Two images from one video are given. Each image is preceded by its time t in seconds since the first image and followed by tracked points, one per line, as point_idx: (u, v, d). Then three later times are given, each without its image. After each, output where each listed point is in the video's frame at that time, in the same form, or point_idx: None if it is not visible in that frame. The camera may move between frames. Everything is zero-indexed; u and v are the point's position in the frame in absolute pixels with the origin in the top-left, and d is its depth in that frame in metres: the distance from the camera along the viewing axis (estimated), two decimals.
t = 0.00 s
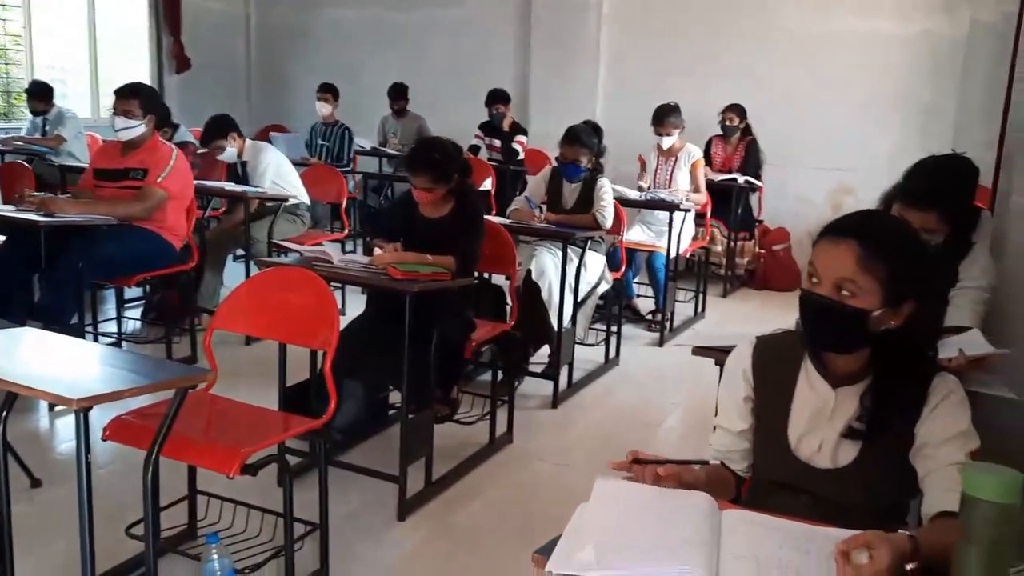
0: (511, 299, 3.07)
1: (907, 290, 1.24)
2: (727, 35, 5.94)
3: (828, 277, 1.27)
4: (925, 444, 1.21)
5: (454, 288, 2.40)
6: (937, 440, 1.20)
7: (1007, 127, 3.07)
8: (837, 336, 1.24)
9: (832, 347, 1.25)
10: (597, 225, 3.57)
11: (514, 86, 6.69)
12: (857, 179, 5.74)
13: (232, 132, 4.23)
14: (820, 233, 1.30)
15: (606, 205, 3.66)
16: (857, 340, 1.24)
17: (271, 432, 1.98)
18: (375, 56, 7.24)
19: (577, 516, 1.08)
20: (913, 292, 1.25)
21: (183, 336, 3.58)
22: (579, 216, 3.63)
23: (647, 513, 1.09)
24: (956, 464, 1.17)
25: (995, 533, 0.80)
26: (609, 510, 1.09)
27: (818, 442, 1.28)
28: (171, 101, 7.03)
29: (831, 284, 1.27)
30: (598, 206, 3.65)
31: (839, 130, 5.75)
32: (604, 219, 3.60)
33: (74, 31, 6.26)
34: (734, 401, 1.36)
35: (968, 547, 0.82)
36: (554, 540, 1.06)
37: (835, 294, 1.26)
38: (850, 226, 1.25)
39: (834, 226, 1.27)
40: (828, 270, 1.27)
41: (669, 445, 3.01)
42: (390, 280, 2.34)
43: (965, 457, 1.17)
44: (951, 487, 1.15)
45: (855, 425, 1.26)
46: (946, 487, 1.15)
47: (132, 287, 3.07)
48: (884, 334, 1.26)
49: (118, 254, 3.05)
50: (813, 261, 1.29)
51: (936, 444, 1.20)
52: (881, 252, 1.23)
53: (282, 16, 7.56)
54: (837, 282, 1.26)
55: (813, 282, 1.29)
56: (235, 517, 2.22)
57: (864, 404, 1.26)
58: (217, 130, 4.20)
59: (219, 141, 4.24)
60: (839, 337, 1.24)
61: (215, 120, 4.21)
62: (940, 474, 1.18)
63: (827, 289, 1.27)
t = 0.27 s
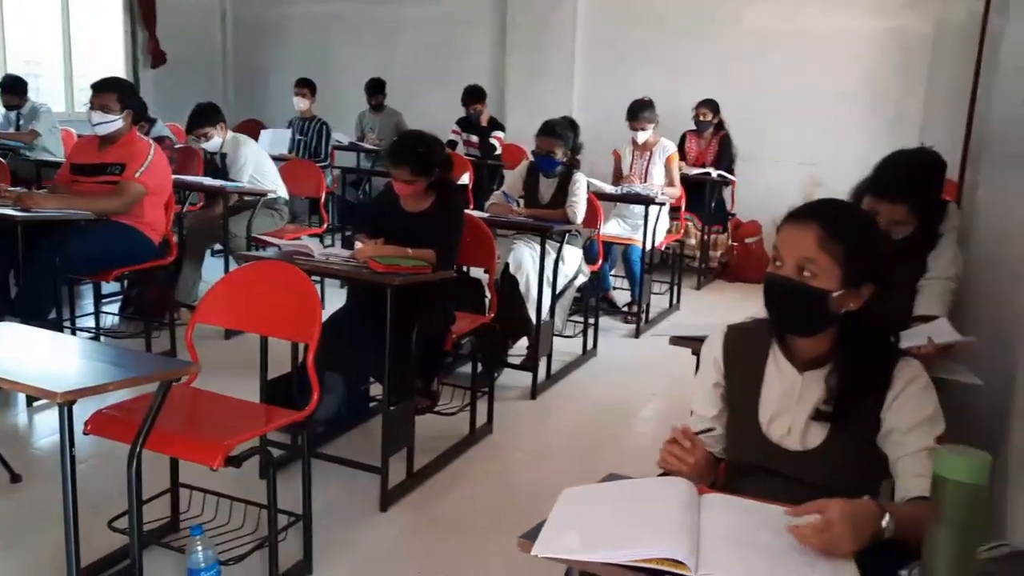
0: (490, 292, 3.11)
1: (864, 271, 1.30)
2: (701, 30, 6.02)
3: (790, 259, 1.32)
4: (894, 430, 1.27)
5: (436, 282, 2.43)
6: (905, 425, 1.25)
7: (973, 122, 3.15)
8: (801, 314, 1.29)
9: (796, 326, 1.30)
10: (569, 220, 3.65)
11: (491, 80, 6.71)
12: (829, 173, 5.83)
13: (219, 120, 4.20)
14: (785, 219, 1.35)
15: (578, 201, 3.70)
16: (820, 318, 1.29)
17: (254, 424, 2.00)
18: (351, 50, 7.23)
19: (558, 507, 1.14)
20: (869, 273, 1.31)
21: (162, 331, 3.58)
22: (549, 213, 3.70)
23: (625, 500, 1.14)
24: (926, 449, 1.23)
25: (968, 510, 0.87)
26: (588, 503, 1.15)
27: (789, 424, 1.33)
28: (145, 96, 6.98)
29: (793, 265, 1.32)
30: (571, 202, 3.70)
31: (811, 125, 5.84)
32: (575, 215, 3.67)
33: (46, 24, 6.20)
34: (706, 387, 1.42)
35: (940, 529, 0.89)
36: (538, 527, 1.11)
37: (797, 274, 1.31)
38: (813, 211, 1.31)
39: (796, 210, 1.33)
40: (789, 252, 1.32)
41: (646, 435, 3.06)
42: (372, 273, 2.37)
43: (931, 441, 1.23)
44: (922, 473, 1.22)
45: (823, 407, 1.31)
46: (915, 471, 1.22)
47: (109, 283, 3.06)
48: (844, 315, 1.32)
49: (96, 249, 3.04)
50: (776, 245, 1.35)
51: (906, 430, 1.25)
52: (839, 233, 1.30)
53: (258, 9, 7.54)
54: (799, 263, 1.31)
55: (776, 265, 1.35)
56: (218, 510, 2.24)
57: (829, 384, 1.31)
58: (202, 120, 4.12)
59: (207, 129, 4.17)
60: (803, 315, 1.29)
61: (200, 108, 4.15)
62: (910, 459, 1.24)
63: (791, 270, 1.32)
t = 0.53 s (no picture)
0: (477, 285, 3.10)
1: (845, 260, 1.29)
2: (684, 23, 6.04)
3: (770, 249, 1.31)
4: (886, 425, 1.28)
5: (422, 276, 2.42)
6: (896, 422, 1.26)
7: (958, 115, 3.17)
8: (778, 304, 1.29)
9: (776, 316, 1.30)
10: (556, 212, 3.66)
11: (476, 74, 6.69)
12: (812, 166, 5.86)
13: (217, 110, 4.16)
14: (766, 209, 1.34)
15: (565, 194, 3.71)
16: (797, 309, 1.29)
17: (241, 420, 1.98)
18: (334, 44, 7.19)
19: (552, 499, 1.14)
20: (852, 262, 1.29)
21: (146, 327, 3.55)
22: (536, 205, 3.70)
23: (618, 490, 1.14)
24: (917, 444, 1.25)
25: (956, 498, 0.86)
26: (582, 493, 1.15)
27: (776, 415, 1.33)
28: (126, 89, 6.97)
29: (772, 255, 1.31)
30: (558, 195, 3.71)
31: (794, 118, 5.87)
32: (563, 208, 3.68)
33: (25, 18, 6.13)
34: (693, 381, 1.41)
35: (930, 514, 0.88)
36: (533, 517, 1.10)
37: (776, 264, 1.30)
38: (794, 201, 1.30)
39: (777, 201, 1.32)
40: (769, 242, 1.32)
41: (634, 428, 3.07)
42: (358, 267, 2.35)
43: (923, 437, 1.25)
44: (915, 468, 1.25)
45: (810, 398, 1.31)
46: (907, 467, 1.25)
47: (92, 278, 3.03)
48: (823, 305, 1.30)
49: (78, 244, 3.01)
50: (756, 235, 1.34)
51: (898, 427, 1.27)
52: (818, 222, 1.28)
53: (239, 3, 7.49)
54: (778, 253, 1.30)
55: (757, 255, 1.34)
56: (207, 505, 2.23)
57: (814, 374, 1.31)
58: (201, 107, 4.08)
59: (203, 116, 4.12)
60: (781, 306, 1.29)
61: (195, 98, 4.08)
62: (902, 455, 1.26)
63: (770, 260, 1.31)
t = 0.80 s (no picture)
0: (467, 280, 3.11)
1: (833, 253, 1.31)
2: (670, 18, 6.06)
3: (759, 243, 1.33)
4: (879, 415, 1.30)
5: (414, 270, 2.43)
6: (890, 412, 1.29)
7: (943, 110, 3.20)
8: (768, 298, 1.30)
9: (766, 310, 1.31)
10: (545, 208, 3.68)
11: (462, 69, 6.68)
12: (798, 161, 5.90)
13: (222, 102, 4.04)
14: (754, 203, 1.35)
15: (553, 189, 3.74)
16: (787, 303, 1.30)
17: (233, 415, 1.98)
18: (320, 39, 7.16)
19: (552, 488, 1.15)
20: (839, 254, 1.31)
21: (134, 323, 3.54)
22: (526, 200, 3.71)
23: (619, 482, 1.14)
24: (910, 432, 1.29)
25: (947, 488, 0.88)
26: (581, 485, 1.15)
27: (769, 405, 1.34)
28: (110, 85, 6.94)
29: (762, 249, 1.32)
30: (548, 190, 3.73)
31: (779, 113, 5.91)
32: (552, 203, 3.70)
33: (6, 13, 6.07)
34: (685, 375, 1.42)
35: (922, 502, 0.90)
36: (533, 505, 1.11)
37: (766, 258, 1.32)
38: (782, 195, 1.31)
39: (765, 195, 1.34)
40: (759, 236, 1.33)
41: (623, 421, 3.10)
42: (349, 262, 2.35)
43: (915, 426, 1.29)
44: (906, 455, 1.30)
45: (802, 388, 1.32)
46: (899, 455, 1.29)
47: (79, 275, 3.01)
48: (813, 297, 1.32)
49: (65, 241, 2.99)
50: (745, 231, 1.35)
51: (891, 418, 1.29)
52: (806, 216, 1.30)
53: None
54: (767, 247, 1.32)
55: (746, 250, 1.35)
56: (199, 501, 2.23)
57: (805, 364, 1.32)
58: (205, 101, 3.96)
59: (208, 109, 4.01)
60: (771, 300, 1.30)
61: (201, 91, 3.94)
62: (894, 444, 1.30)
63: (759, 254, 1.33)
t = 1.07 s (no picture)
0: (458, 275, 3.11)
1: (824, 245, 1.32)
2: (658, 14, 6.07)
3: (752, 235, 1.34)
4: (872, 407, 1.32)
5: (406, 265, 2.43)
6: (882, 404, 1.31)
7: (931, 105, 3.23)
8: (760, 290, 1.31)
9: (760, 303, 1.32)
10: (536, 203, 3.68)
11: (451, 64, 6.68)
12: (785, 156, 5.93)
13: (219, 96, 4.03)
14: (746, 197, 1.37)
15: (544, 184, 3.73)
16: (780, 295, 1.31)
17: (223, 411, 1.97)
18: (308, 33, 7.12)
19: (545, 483, 1.14)
20: (830, 246, 1.33)
21: (123, 320, 3.53)
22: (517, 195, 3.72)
23: (609, 472, 1.15)
24: (901, 424, 1.31)
25: (938, 476, 0.91)
26: (573, 475, 1.15)
27: (762, 397, 1.35)
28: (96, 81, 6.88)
29: (754, 241, 1.34)
30: (539, 186, 3.74)
31: (768, 108, 5.93)
32: (543, 198, 3.70)
33: None
34: (678, 368, 1.44)
35: (914, 490, 0.92)
36: (526, 499, 1.11)
37: (758, 250, 1.33)
38: (773, 188, 1.33)
39: (756, 188, 1.35)
40: (751, 228, 1.34)
41: (614, 415, 3.11)
42: (341, 257, 2.34)
43: (907, 417, 1.31)
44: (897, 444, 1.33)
45: (795, 379, 1.33)
46: (891, 446, 1.32)
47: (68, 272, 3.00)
48: (806, 289, 1.34)
49: (53, 238, 2.98)
50: (738, 224, 1.37)
51: (883, 410, 1.31)
52: (797, 209, 1.32)
53: None
54: (760, 239, 1.33)
55: (739, 243, 1.37)
56: (191, 496, 2.23)
57: (798, 355, 1.33)
58: (203, 95, 3.96)
59: (203, 102, 4.01)
60: (765, 292, 1.31)
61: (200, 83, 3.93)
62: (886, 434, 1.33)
63: (752, 246, 1.34)
